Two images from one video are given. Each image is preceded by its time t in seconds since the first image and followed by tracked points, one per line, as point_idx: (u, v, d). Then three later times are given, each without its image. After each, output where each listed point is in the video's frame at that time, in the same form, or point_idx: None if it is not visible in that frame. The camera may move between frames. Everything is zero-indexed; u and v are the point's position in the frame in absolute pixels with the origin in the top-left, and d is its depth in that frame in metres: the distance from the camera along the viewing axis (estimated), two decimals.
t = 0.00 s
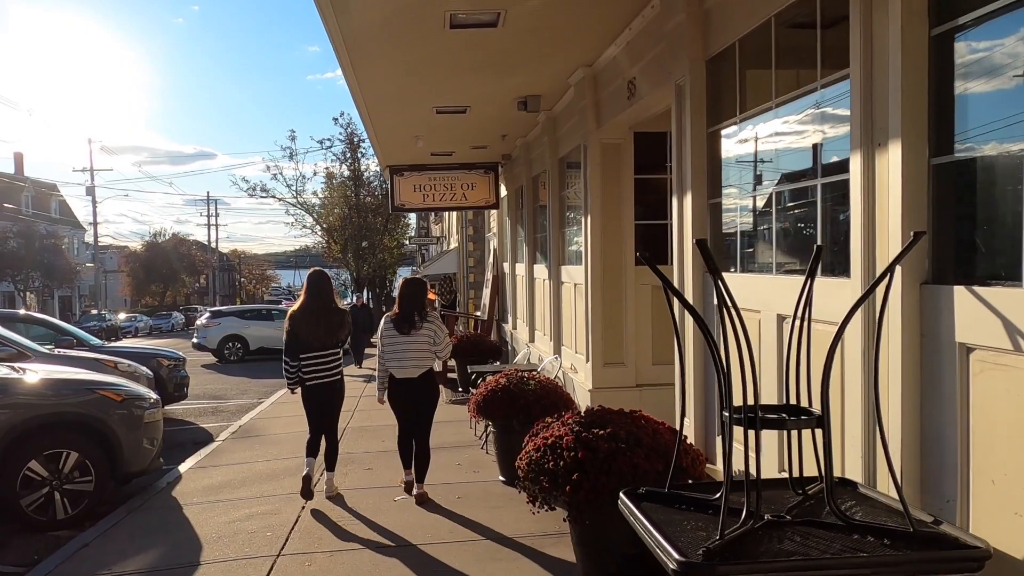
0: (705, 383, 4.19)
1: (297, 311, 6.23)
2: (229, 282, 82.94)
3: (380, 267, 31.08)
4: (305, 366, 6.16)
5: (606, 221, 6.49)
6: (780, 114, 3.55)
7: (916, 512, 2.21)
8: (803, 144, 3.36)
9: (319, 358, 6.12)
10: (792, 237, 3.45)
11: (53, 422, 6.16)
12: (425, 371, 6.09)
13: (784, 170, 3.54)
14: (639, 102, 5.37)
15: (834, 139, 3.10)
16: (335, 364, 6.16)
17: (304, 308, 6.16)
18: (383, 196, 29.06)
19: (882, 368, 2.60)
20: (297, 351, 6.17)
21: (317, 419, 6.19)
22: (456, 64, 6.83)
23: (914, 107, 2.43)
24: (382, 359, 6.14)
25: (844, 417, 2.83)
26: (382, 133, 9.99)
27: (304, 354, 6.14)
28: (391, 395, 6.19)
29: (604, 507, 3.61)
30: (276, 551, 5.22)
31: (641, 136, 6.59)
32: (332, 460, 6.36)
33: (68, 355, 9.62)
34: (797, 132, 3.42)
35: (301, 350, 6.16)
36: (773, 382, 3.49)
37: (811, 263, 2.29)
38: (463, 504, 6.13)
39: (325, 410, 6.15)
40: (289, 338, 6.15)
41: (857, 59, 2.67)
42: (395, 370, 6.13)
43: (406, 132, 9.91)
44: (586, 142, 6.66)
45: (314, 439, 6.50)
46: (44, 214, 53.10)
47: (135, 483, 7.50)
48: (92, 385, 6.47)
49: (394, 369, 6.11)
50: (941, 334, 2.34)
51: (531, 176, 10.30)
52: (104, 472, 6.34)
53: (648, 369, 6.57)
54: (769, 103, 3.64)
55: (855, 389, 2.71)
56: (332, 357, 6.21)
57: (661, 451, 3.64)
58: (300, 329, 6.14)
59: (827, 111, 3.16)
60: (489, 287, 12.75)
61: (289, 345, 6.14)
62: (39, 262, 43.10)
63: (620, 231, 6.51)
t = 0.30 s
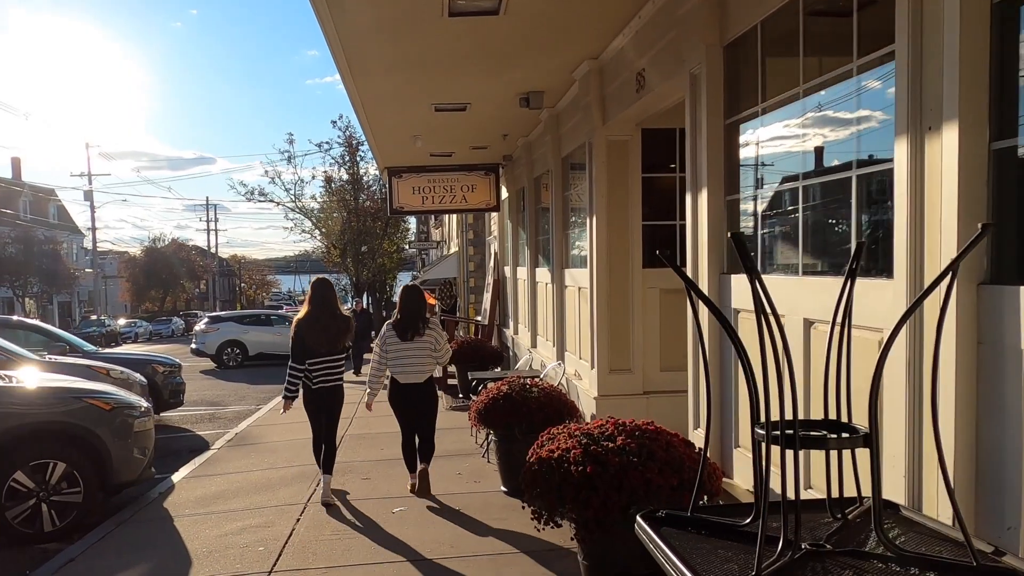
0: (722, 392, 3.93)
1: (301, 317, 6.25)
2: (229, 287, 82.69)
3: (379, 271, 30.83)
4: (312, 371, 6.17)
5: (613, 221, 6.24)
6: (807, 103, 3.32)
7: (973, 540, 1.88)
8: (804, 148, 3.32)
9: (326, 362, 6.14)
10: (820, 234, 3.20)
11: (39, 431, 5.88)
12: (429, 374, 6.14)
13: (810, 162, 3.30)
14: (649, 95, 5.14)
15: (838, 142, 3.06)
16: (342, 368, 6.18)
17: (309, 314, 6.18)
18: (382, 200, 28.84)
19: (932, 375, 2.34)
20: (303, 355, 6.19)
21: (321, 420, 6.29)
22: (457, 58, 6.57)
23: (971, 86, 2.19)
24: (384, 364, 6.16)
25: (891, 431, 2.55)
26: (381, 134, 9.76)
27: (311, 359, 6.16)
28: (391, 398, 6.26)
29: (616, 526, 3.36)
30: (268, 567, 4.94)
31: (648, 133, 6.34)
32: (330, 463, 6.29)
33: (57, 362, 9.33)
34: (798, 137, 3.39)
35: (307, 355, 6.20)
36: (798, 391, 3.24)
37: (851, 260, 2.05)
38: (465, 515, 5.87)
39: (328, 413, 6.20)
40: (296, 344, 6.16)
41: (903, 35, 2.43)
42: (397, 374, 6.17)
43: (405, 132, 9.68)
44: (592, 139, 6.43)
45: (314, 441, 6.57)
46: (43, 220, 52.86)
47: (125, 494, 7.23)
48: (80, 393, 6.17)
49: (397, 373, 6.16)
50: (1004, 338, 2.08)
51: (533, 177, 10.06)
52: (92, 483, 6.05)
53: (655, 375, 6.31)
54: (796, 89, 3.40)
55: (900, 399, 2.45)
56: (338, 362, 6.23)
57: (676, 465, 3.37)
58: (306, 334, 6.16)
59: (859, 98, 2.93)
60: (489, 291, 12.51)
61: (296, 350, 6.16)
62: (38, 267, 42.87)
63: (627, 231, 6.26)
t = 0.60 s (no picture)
0: (741, 404, 3.70)
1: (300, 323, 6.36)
2: (223, 295, 82.24)
3: (374, 278, 30.55)
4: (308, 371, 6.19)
5: (618, 224, 6.02)
6: (836, 94, 3.10)
7: None
8: (790, 158, 3.41)
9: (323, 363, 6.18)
10: (853, 233, 2.97)
11: (13, 445, 5.64)
12: (427, 376, 6.11)
13: (839, 158, 3.08)
14: (656, 91, 4.90)
15: (821, 153, 3.21)
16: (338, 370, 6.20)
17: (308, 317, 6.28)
18: (378, 206, 28.57)
19: (1000, 384, 2.13)
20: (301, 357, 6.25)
21: (316, 426, 6.20)
22: (453, 59, 6.35)
23: None
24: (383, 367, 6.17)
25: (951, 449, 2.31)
26: (375, 138, 9.53)
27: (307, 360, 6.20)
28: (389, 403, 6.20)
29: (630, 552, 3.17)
30: None
31: (653, 134, 6.11)
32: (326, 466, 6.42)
33: (40, 371, 9.06)
34: (783, 147, 3.48)
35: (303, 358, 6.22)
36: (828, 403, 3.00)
37: (902, 259, 1.87)
38: (463, 533, 5.62)
39: (325, 416, 6.21)
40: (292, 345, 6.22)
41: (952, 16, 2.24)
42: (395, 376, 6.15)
43: (401, 136, 9.46)
44: (594, 141, 6.19)
45: (309, 449, 6.46)
46: (35, 227, 52.43)
47: (108, 511, 6.96)
48: (57, 405, 5.92)
49: (395, 376, 6.14)
50: None
51: (531, 182, 9.83)
52: (68, 500, 5.79)
53: (661, 384, 6.06)
54: (821, 79, 3.20)
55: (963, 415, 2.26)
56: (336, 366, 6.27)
57: (693, 483, 3.23)
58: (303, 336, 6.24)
59: (896, 86, 2.71)
60: (486, 298, 12.27)
61: (293, 352, 6.23)
62: (30, 275, 42.52)
63: (631, 234, 6.02)
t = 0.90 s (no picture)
0: (758, 419, 3.48)
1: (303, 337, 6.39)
2: (218, 304, 81.81)
3: (369, 287, 30.28)
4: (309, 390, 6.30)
5: (620, 230, 5.79)
6: (861, 87, 2.89)
7: None
8: (778, 164, 3.44)
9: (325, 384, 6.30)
10: (883, 236, 2.75)
11: None
12: (428, 382, 6.80)
13: (826, 164, 3.12)
14: (662, 90, 4.69)
15: (811, 159, 3.22)
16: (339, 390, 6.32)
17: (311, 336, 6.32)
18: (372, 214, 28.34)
19: None
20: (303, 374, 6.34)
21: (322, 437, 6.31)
22: (448, 62, 6.16)
23: None
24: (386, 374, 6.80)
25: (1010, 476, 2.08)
26: (367, 144, 9.30)
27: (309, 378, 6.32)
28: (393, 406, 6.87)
29: None
30: None
31: (656, 137, 5.91)
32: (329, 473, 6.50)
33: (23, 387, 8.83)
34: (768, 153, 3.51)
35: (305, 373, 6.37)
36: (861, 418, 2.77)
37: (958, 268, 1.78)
38: (461, 554, 5.39)
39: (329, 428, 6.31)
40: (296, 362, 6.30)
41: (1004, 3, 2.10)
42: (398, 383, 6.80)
43: (394, 141, 9.24)
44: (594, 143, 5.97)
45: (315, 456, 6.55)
46: (27, 237, 52.07)
47: (91, 532, 6.71)
48: (35, 424, 5.69)
49: (398, 382, 6.80)
50: None
51: (528, 187, 9.62)
52: (46, 524, 5.54)
53: (665, 395, 5.82)
54: (849, 70, 2.96)
55: None
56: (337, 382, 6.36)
57: (710, 507, 3.06)
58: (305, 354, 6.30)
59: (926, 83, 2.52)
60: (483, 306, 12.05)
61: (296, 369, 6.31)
62: (22, 286, 42.18)
63: (634, 241, 5.79)
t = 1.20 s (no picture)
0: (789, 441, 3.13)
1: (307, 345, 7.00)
2: (215, 315, 81.36)
3: (366, 297, 29.94)
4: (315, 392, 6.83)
5: (628, 233, 5.45)
6: (908, 69, 2.54)
7: None
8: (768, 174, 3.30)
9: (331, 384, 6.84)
10: (942, 232, 2.41)
11: None
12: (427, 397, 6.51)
13: (825, 174, 2.98)
14: (674, 82, 4.37)
15: (820, 164, 3.02)
16: (342, 391, 6.85)
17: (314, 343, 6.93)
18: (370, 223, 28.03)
19: None
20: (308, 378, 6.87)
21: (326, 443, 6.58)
22: (444, 58, 5.86)
23: None
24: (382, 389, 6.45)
25: None
26: (361, 148, 8.98)
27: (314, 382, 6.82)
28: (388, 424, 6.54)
29: None
30: None
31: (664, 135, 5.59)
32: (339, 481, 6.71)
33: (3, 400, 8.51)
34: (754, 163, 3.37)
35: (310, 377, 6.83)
36: (916, 441, 2.42)
37: None
38: None
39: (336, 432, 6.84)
40: (301, 368, 6.87)
41: None
42: (395, 399, 6.48)
43: (389, 145, 8.92)
44: (599, 142, 5.65)
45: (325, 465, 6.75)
46: (23, 248, 51.72)
47: (69, 554, 6.35)
48: (7, 440, 5.35)
49: (395, 398, 6.47)
50: None
51: (529, 192, 9.29)
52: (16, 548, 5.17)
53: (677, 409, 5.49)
54: (894, 46, 2.62)
55: None
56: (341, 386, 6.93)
57: (740, 537, 2.73)
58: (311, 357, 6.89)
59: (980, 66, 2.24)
60: (482, 316, 11.72)
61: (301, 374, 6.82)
62: (16, 297, 41.79)
63: (643, 245, 5.46)
